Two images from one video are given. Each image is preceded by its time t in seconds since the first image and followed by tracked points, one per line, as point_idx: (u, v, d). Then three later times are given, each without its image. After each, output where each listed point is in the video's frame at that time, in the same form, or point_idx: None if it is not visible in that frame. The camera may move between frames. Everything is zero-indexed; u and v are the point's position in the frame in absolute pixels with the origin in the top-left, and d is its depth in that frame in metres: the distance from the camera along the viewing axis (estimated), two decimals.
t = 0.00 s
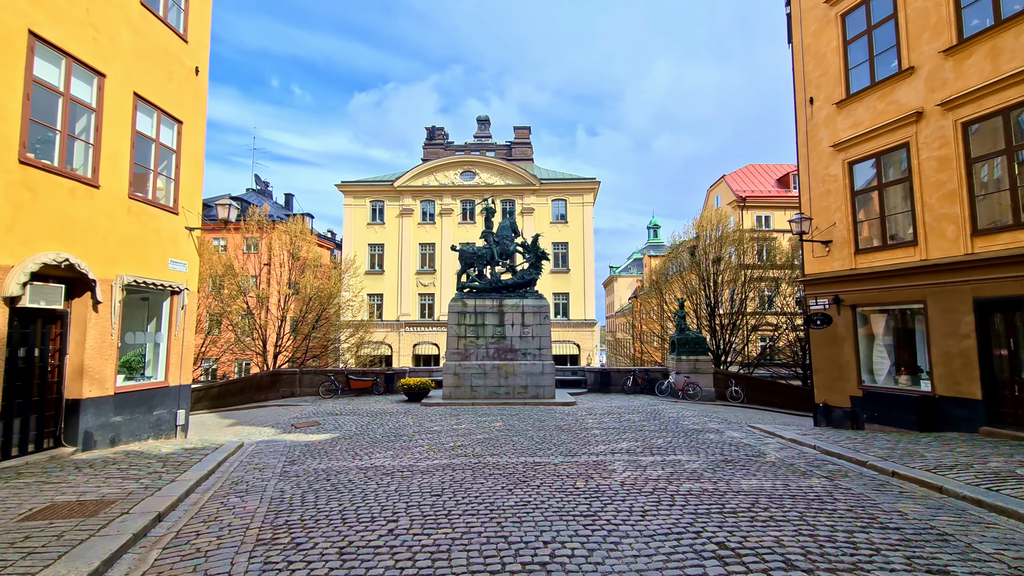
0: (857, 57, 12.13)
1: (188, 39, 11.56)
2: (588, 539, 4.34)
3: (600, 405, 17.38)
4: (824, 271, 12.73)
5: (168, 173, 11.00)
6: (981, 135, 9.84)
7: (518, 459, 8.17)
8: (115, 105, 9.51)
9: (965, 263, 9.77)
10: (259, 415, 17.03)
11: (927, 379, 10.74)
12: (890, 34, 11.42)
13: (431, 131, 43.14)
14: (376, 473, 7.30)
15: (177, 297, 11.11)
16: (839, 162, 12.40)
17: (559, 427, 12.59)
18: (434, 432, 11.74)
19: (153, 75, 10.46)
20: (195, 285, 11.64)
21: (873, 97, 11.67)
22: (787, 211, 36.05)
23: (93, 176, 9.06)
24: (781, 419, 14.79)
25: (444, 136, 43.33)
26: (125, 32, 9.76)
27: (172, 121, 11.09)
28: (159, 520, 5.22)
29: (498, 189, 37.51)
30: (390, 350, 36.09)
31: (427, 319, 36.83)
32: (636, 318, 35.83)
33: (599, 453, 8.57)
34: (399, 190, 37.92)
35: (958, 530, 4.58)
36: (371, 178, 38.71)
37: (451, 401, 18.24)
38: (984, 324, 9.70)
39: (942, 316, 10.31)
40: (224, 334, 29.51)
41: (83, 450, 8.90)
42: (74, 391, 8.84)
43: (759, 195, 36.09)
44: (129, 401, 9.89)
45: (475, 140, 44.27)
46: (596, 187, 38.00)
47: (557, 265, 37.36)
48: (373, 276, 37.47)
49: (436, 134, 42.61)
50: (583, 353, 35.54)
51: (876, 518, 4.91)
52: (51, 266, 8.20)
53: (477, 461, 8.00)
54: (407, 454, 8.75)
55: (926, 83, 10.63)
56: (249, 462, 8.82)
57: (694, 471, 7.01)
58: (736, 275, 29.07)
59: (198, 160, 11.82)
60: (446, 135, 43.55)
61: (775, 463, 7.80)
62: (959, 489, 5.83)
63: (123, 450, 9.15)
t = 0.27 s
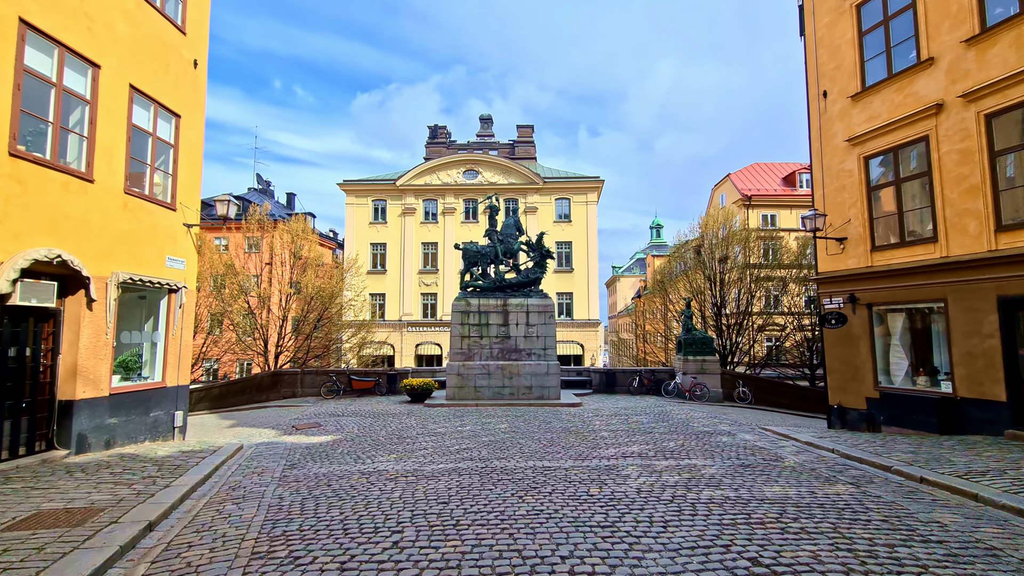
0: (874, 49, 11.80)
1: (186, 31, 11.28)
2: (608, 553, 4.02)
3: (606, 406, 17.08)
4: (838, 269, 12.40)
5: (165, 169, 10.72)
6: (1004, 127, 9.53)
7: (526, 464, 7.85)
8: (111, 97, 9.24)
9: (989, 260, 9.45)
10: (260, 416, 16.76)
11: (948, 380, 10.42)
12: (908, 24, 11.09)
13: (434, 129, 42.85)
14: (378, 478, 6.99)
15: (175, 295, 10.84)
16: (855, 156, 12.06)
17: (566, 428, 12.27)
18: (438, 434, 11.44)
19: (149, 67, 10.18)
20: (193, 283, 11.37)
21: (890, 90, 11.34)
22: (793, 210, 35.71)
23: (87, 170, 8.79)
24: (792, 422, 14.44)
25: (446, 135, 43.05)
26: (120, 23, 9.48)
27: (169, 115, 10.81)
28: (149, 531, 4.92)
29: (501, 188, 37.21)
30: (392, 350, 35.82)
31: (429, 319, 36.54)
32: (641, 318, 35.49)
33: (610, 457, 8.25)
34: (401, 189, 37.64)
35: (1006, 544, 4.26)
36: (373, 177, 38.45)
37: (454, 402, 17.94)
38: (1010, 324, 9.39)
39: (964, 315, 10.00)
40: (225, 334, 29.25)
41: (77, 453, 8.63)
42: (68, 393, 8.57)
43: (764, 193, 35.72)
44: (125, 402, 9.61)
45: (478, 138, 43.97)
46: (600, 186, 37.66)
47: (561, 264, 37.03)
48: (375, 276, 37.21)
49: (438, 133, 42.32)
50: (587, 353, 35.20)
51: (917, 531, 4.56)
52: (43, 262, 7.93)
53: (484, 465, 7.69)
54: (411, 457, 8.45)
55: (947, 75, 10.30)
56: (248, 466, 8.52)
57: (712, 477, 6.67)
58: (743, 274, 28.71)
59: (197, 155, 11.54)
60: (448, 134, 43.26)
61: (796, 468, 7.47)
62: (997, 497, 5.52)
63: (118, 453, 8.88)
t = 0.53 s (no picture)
0: (890, 40, 11.45)
1: (182, 22, 10.98)
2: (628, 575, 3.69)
3: (612, 408, 16.75)
4: (852, 268, 12.07)
5: (161, 164, 10.42)
6: None
7: (534, 469, 7.52)
8: (103, 89, 8.94)
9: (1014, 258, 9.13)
10: (260, 417, 16.47)
11: (968, 383, 10.09)
12: (927, 14, 10.75)
13: (436, 128, 42.56)
14: (379, 486, 6.67)
15: (170, 294, 10.52)
16: (870, 152, 11.72)
17: (573, 431, 11.95)
18: (441, 438, 11.12)
19: (144, 58, 9.88)
20: (189, 282, 11.05)
21: (908, 82, 11.01)
22: (798, 208, 35.35)
23: (79, 164, 8.49)
24: (804, 425, 14.08)
25: (449, 133, 42.75)
26: (114, 12, 9.19)
27: (165, 109, 10.51)
28: (133, 544, 4.60)
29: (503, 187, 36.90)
30: (394, 351, 35.52)
31: (431, 319, 36.22)
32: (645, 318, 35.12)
33: (621, 462, 7.91)
34: (403, 188, 37.35)
35: None
36: (374, 176, 38.17)
37: (457, 404, 17.63)
38: None
39: (986, 314, 9.68)
40: (226, 334, 28.97)
41: (67, 457, 8.33)
42: (58, 395, 8.27)
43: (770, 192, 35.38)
44: (119, 405, 9.32)
45: (480, 137, 43.67)
46: (603, 185, 37.33)
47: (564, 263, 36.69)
48: (376, 276, 36.92)
49: (440, 132, 42.03)
50: (591, 353, 34.84)
51: (961, 547, 4.22)
52: (31, 260, 7.63)
53: (490, 471, 7.36)
54: (414, 462, 8.12)
55: (968, 66, 9.98)
56: (244, 471, 8.21)
57: (731, 485, 6.34)
58: (749, 274, 28.35)
59: (193, 150, 11.25)
60: (450, 132, 42.97)
61: (816, 475, 7.12)
62: None
63: (110, 457, 8.58)
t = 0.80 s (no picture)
0: (907, 30, 11.11)
1: (177, 11, 10.66)
2: None
3: (617, 409, 16.41)
4: (866, 265, 11.72)
5: (155, 158, 10.11)
6: None
7: (542, 475, 7.18)
8: (95, 78, 8.63)
9: None
10: (258, 418, 16.15)
11: (990, 385, 9.74)
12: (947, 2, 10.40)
13: (437, 126, 42.24)
14: (380, 492, 6.34)
15: (165, 292, 10.24)
16: (886, 145, 11.37)
17: (579, 433, 11.62)
18: (444, 440, 10.78)
19: (137, 48, 9.57)
20: (184, 279, 10.75)
21: (926, 73, 10.67)
22: (804, 207, 34.99)
23: (68, 156, 8.18)
24: (816, 428, 13.72)
25: (450, 132, 42.44)
26: None
27: (160, 101, 10.20)
28: (114, 559, 4.27)
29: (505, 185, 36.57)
30: (395, 350, 35.22)
31: (433, 319, 35.92)
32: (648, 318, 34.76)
33: (632, 467, 7.57)
34: (404, 186, 37.04)
35: None
36: (375, 174, 37.86)
37: (459, 404, 17.31)
38: None
39: (1008, 312, 9.36)
40: (225, 333, 28.67)
41: (56, 460, 8.01)
42: (47, 395, 7.95)
43: (775, 190, 35.04)
44: (111, 406, 8.99)
45: (482, 135, 43.35)
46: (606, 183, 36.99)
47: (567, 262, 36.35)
48: (377, 275, 36.60)
49: (442, 130, 41.72)
50: (594, 353, 34.50)
51: (1013, 563, 3.88)
52: (17, 254, 7.33)
53: (496, 476, 7.03)
54: (416, 467, 7.79)
55: (990, 55, 9.65)
56: (239, 476, 7.88)
57: (752, 492, 5.99)
58: (755, 273, 28.01)
59: (189, 144, 10.93)
60: (452, 130, 42.66)
61: (839, 481, 6.78)
62: None
63: (101, 461, 8.27)
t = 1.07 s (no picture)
0: (926, 20, 10.78)
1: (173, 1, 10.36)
2: None
3: (624, 410, 16.08)
4: (883, 263, 11.37)
5: (151, 151, 9.82)
6: None
7: (552, 480, 6.86)
8: (87, 68, 8.34)
9: None
10: (258, 419, 15.86)
11: (1013, 386, 9.42)
12: None
13: (439, 124, 41.93)
14: (382, 499, 6.02)
15: (161, 290, 9.92)
16: (903, 139, 11.04)
17: (587, 435, 11.30)
18: (448, 442, 10.46)
19: (132, 38, 9.27)
20: (181, 277, 10.44)
21: (946, 64, 10.34)
22: (809, 205, 34.64)
23: (59, 148, 7.89)
24: (829, 430, 13.38)
25: (452, 130, 42.13)
26: None
27: (156, 93, 9.90)
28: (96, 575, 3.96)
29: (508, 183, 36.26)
30: (396, 350, 34.92)
31: (435, 318, 35.63)
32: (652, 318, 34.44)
33: (646, 472, 7.25)
34: (406, 185, 36.74)
35: None
36: (377, 172, 37.57)
37: (462, 405, 17.00)
38: None
39: None
40: (226, 333, 28.39)
41: (46, 464, 7.72)
42: (37, 396, 7.66)
43: (780, 189, 34.68)
44: (104, 407, 8.70)
45: (484, 133, 43.03)
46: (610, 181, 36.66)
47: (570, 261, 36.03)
48: (379, 274, 36.31)
49: (444, 128, 41.41)
50: (597, 353, 34.19)
51: None
52: (5, 249, 7.04)
53: (503, 482, 6.71)
54: (420, 471, 7.47)
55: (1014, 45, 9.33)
56: (237, 480, 7.57)
57: (776, 500, 5.67)
58: (761, 272, 27.66)
59: (186, 137, 10.63)
60: (454, 128, 42.34)
61: (865, 487, 6.46)
62: None
63: (93, 464, 7.97)
